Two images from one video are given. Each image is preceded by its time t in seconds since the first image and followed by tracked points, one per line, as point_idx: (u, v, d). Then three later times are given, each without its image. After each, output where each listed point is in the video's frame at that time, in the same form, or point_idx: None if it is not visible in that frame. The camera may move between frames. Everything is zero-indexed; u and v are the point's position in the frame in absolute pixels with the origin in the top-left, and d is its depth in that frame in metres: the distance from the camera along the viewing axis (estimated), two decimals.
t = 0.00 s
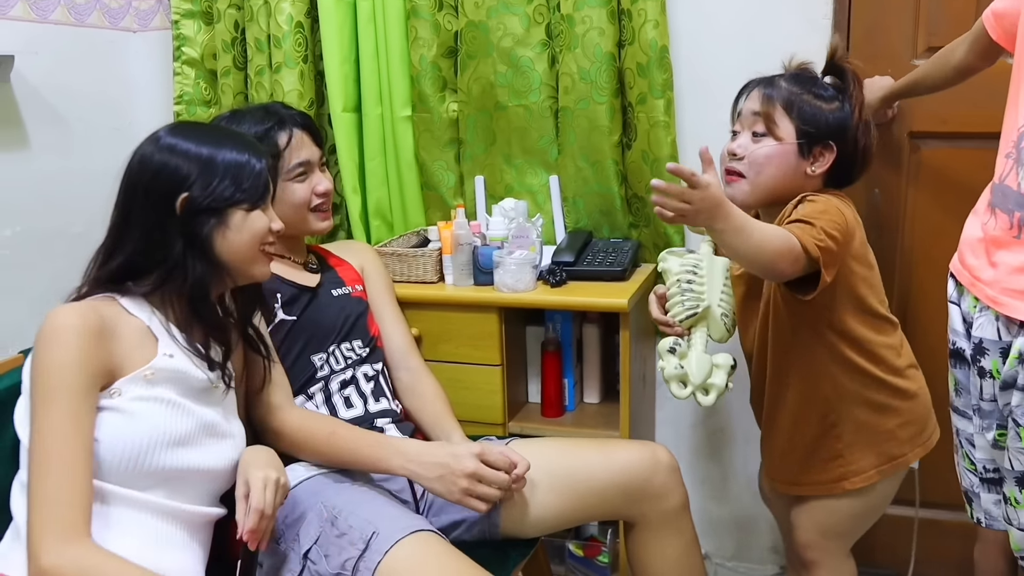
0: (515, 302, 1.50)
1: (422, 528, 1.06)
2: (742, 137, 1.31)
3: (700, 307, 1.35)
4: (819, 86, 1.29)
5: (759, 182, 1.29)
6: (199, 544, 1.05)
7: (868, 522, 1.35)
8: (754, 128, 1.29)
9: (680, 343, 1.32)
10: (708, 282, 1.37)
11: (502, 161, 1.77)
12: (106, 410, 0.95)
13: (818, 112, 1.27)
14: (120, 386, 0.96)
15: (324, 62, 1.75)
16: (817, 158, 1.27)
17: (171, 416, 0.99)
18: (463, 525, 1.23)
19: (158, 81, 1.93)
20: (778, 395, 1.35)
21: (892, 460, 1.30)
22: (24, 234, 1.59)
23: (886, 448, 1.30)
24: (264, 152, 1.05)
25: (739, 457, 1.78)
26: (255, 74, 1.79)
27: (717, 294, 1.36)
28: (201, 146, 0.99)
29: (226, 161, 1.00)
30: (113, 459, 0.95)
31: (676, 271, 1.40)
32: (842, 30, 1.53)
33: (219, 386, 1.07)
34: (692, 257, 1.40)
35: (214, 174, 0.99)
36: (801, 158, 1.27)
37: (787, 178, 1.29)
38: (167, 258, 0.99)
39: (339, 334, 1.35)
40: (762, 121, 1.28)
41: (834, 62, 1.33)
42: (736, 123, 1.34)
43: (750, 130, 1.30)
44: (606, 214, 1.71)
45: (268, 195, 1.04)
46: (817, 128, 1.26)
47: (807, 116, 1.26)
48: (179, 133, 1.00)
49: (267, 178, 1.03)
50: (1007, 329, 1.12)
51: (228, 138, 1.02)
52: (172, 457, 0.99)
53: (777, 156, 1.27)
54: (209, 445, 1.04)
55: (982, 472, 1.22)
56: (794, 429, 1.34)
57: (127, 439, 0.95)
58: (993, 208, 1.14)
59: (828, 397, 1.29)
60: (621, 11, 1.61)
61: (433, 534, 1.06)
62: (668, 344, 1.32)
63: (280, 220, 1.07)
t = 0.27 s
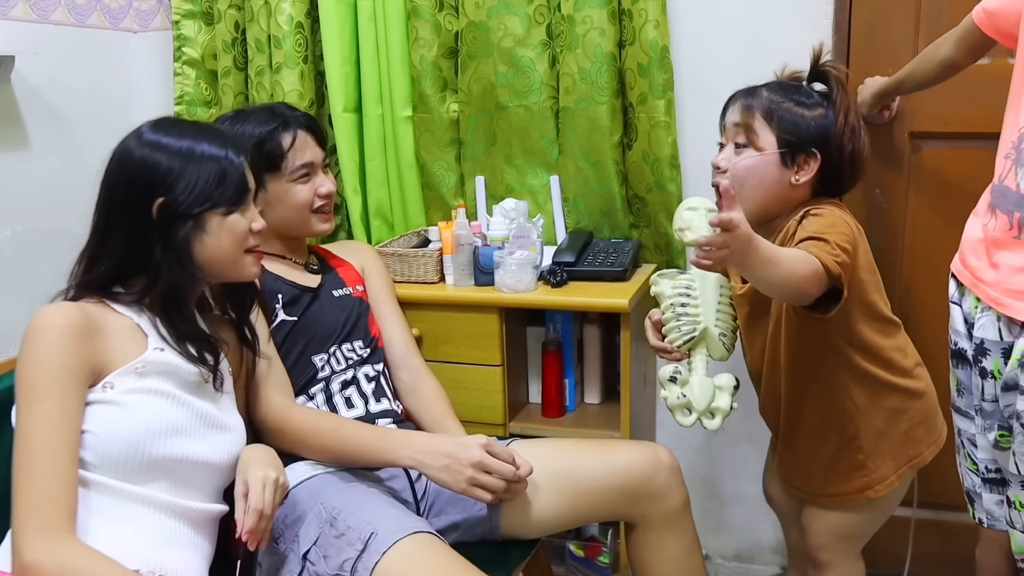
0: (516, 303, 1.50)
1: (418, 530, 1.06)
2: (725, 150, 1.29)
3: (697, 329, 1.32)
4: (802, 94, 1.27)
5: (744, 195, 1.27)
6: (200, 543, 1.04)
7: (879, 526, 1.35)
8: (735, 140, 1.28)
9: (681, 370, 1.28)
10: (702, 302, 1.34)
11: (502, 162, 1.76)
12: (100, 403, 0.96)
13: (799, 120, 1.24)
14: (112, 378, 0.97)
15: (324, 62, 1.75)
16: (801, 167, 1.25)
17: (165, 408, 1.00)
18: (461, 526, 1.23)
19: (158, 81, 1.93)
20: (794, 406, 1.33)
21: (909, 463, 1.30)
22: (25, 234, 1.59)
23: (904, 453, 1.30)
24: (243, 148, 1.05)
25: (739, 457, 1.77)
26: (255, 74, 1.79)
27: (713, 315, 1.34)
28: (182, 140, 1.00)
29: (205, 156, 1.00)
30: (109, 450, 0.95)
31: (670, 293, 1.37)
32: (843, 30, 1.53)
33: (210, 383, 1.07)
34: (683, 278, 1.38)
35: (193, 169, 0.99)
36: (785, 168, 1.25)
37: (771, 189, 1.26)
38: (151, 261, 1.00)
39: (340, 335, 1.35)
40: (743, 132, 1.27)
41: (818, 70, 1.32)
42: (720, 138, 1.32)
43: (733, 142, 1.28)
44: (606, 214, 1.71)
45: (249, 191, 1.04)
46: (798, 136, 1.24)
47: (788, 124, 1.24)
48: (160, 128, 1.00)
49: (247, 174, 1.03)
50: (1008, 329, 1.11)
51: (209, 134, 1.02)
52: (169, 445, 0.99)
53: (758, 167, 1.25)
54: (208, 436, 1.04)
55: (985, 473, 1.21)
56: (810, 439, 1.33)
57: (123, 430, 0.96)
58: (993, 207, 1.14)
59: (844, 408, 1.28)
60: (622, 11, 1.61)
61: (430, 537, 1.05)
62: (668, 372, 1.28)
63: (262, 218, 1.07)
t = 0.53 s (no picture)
0: (516, 301, 1.50)
1: (421, 527, 1.06)
2: (720, 160, 1.25)
3: (697, 339, 1.28)
4: (795, 99, 1.23)
5: (743, 207, 1.24)
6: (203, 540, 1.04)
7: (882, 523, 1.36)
8: (731, 151, 1.24)
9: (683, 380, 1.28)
10: (701, 311, 1.29)
11: (502, 160, 1.76)
12: (103, 400, 0.96)
13: (796, 128, 1.21)
14: (115, 375, 0.97)
15: (324, 61, 1.75)
16: (801, 177, 1.23)
17: (167, 405, 0.99)
18: (462, 524, 1.23)
19: (158, 80, 1.93)
20: (802, 409, 1.32)
21: (912, 464, 1.31)
22: (25, 233, 1.59)
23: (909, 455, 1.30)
24: (235, 146, 1.05)
25: (739, 456, 1.78)
26: (255, 73, 1.79)
27: (712, 323, 1.29)
28: (174, 137, 1.00)
29: (196, 153, 1.00)
30: (113, 447, 0.95)
31: (667, 303, 1.32)
32: (843, 29, 1.53)
33: (212, 378, 1.08)
34: (680, 287, 1.31)
35: (185, 166, 0.99)
36: (784, 179, 1.22)
37: (771, 200, 1.23)
38: (145, 261, 1.00)
39: (340, 334, 1.35)
40: (739, 143, 1.23)
41: (807, 71, 1.27)
42: (712, 145, 1.28)
43: (728, 153, 1.24)
44: (607, 213, 1.71)
45: (242, 187, 1.03)
46: (797, 145, 1.21)
47: (786, 133, 1.21)
48: (151, 126, 1.00)
49: (239, 171, 1.03)
50: (1007, 328, 1.11)
51: (201, 131, 1.02)
52: (173, 442, 0.99)
53: (758, 180, 1.22)
54: (210, 433, 1.05)
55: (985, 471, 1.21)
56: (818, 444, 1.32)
57: (126, 428, 0.96)
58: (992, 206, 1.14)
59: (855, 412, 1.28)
60: (622, 10, 1.61)
61: (433, 534, 1.05)
62: (670, 384, 1.28)
63: (256, 214, 1.07)
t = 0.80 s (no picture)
0: (517, 301, 1.50)
1: (417, 527, 1.06)
2: (724, 161, 1.23)
3: (706, 333, 1.32)
4: (795, 95, 1.20)
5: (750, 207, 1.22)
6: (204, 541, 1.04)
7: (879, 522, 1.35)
8: (735, 152, 1.21)
9: (695, 374, 1.31)
10: (708, 306, 1.34)
11: (503, 160, 1.76)
12: (102, 400, 0.96)
13: (799, 125, 1.19)
14: (114, 376, 0.97)
15: (325, 61, 1.75)
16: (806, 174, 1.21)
17: (167, 405, 0.99)
18: (461, 523, 1.23)
19: (159, 80, 1.93)
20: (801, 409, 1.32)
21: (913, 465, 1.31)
22: (26, 233, 1.59)
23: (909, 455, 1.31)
24: (232, 145, 1.04)
25: (740, 455, 1.77)
26: (256, 72, 1.79)
27: (719, 317, 1.34)
28: (171, 137, 0.99)
29: (193, 154, 0.99)
30: (113, 447, 0.95)
31: (674, 300, 1.36)
32: (844, 27, 1.52)
33: (212, 378, 1.08)
34: (686, 284, 1.35)
35: (182, 167, 0.98)
36: (789, 177, 1.20)
37: (777, 199, 1.21)
38: (143, 262, 1.00)
39: (340, 334, 1.35)
40: (743, 144, 1.20)
41: (807, 66, 1.24)
42: (713, 145, 1.26)
43: (732, 153, 1.22)
44: (607, 212, 1.71)
45: (238, 188, 1.03)
46: (801, 143, 1.19)
47: (790, 131, 1.18)
48: (148, 125, 1.00)
49: (236, 173, 1.03)
50: (1004, 326, 1.11)
51: (198, 130, 1.02)
52: (173, 442, 0.99)
53: (764, 180, 1.20)
54: (210, 432, 1.04)
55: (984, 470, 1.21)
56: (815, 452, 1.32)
57: (127, 428, 0.96)
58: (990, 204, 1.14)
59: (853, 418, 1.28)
60: (622, 9, 1.61)
61: (430, 535, 1.06)
62: (682, 378, 1.30)
63: (253, 215, 1.06)
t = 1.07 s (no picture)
0: (516, 301, 1.50)
1: (423, 527, 1.05)
2: (763, 133, 1.29)
3: (705, 285, 1.44)
4: (823, 64, 1.28)
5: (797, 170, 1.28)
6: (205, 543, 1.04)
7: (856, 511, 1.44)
8: (774, 122, 1.28)
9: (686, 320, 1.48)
10: (713, 260, 1.45)
11: (502, 160, 1.76)
12: (110, 398, 0.95)
13: (832, 91, 1.26)
14: (119, 372, 0.97)
15: (324, 61, 1.75)
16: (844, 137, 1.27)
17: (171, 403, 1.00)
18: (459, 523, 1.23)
19: (158, 81, 1.93)
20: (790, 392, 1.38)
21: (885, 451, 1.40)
22: (25, 233, 1.59)
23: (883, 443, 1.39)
24: (223, 144, 1.04)
25: (740, 456, 1.77)
26: (255, 72, 1.79)
27: (721, 271, 1.45)
28: (162, 135, 0.99)
29: (183, 152, 0.99)
30: (123, 447, 0.95)
31: (682, 248, 1.48)
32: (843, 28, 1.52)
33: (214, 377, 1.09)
34: (697, 236, 1.47)
35: (174, 166, 0.98)
36: (829, 140, 1.27)
37: (821, 162, 1.28)
38: (139, 262, 1.00)
39: (340, 334, 1.34)
40: (783, 113, 1.27)
41: (826, 37, 1.31)
42: (749, 120, 1.32)
43: (771, 125, 1.28)
44: (607, 213, 1.71)
45: (230, 187, 1.03)
46: (836, 106, 1.26)
47: (824, 97, 1.25)
48: (140, 125, 0.99)
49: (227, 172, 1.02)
50: (1008, 327, 1.11)
51: (190, 129, 1.02)
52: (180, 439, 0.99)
53: (808, 145, 1.26)
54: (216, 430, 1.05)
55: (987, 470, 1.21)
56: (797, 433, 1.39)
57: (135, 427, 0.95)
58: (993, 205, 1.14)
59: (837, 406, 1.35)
60: (622, 10, 1.61)
61: (434, 532, 1.06)
62: (673, 324, 1.48)
63: (246, 213, 1.06)
